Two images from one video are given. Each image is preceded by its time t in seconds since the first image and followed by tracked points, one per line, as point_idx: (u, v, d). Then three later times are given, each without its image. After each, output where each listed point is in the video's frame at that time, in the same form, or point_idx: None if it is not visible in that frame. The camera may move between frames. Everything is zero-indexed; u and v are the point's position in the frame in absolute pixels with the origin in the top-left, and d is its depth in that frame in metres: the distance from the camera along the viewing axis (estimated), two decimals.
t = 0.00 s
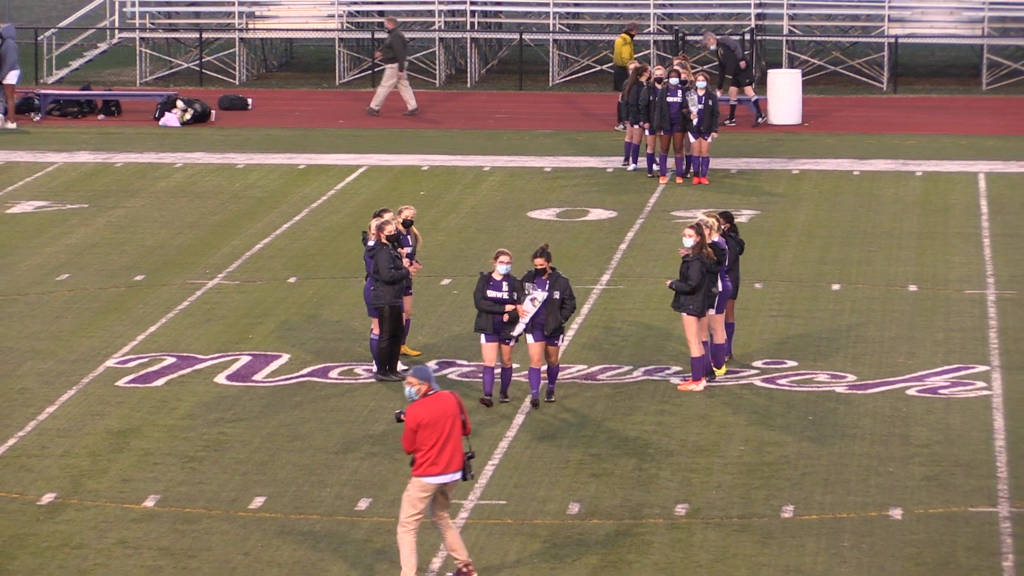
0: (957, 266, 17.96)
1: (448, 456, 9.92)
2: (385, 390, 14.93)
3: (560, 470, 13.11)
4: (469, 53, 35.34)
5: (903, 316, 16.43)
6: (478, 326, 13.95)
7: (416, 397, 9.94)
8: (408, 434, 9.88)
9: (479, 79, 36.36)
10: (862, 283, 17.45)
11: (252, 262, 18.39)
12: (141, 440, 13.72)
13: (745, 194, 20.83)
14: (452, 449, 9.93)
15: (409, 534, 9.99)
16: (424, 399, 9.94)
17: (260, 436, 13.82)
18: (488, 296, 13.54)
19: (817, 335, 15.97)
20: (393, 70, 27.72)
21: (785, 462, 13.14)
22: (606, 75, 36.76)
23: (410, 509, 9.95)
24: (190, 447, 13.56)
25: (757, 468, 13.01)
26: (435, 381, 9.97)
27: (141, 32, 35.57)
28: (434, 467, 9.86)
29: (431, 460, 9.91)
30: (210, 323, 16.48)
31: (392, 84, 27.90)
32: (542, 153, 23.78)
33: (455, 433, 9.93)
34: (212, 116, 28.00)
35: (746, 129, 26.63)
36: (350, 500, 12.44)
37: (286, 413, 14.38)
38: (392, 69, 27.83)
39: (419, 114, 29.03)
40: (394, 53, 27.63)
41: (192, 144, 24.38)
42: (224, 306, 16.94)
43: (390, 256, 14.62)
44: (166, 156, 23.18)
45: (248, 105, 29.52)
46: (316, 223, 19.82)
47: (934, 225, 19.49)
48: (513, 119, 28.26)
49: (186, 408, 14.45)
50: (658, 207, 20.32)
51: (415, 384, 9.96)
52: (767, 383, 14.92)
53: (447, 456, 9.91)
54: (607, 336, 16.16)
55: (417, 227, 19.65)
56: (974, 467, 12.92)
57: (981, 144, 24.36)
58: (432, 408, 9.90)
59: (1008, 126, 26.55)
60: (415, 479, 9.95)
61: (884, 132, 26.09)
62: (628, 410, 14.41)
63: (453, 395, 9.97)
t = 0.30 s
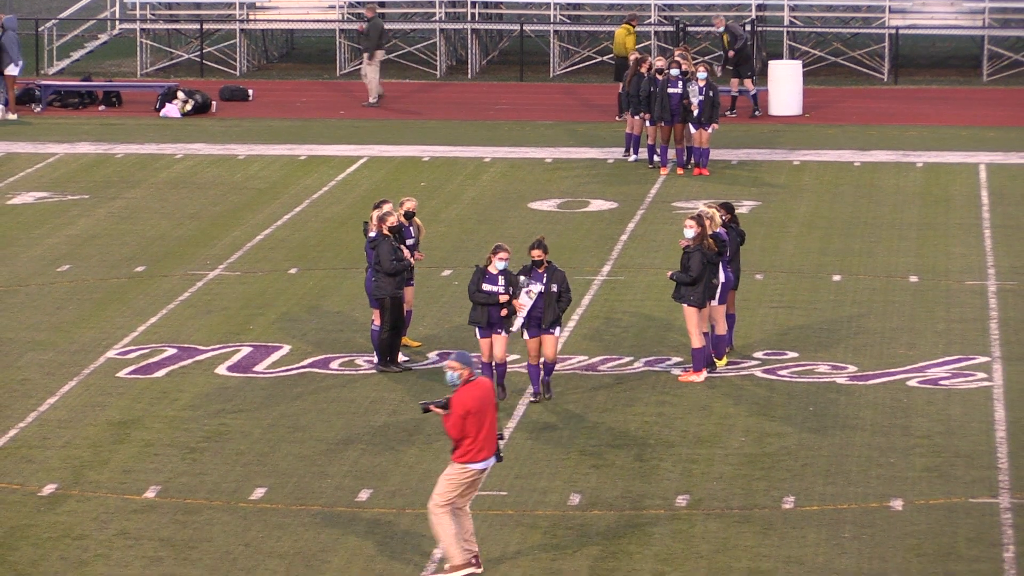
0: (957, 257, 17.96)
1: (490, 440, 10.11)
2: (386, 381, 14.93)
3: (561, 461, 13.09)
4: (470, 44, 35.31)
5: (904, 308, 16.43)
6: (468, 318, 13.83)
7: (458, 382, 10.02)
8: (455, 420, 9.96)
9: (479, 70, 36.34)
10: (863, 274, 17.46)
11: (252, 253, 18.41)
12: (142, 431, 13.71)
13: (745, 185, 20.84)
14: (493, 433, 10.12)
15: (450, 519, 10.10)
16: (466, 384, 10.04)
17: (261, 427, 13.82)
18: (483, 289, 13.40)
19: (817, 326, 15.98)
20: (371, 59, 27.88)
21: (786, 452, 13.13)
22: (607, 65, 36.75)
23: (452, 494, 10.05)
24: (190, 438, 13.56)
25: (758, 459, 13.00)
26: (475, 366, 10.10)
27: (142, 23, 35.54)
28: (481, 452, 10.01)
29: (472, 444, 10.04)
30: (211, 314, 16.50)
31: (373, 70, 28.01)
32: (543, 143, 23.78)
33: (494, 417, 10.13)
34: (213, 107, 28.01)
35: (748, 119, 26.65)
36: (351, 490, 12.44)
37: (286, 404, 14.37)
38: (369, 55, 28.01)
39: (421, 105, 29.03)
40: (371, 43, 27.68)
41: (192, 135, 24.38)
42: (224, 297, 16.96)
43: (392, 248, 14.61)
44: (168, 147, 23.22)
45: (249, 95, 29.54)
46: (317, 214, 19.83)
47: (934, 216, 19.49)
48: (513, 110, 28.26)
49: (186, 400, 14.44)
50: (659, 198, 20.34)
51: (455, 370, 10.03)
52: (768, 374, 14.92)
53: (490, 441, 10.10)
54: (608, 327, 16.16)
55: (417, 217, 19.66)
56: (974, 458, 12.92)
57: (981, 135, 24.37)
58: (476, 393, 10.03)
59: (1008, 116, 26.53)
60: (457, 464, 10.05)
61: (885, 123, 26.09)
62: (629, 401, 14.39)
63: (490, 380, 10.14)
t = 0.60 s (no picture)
0: (960, 248, 17.96)
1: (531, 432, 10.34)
2: (388, 372, 14.93)
3: (563, 452, 13.09)
4: (472, 35, 35.28)
5: (906, 299, 16.44)
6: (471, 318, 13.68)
7: (507, 372, 10.23)
8: (510, 408, 10.15)
9: (482, 62, 36.33)
10: (865, 265, 17.47)
11: (255, 244, 18.41)
12: (144, 422, 13.72)
13: (748, 176, 20.84)
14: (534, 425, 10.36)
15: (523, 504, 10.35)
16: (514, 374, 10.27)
17: (263, 419, 13.82)
18: (483, 291, 13.24)
19: (820, 318, 15.98)
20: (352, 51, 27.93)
21: (788, 444, 13.14)
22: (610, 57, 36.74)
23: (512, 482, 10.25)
24: (193, 429, 13.57)
25: (760, 451, 13.00)
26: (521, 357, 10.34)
27: (145, 14, 35.53)
28: (529, 441, 10.25)
29: (519, 434, 10.26)
30: (213, 305, 16.51)
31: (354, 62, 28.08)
32: (546, 135, 23.78)
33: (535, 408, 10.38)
34: (216, 98, 28.02)
35: (751, 110, 26.65)
36: (354, 482, 12.44)
37: (289, 396, 14.36)
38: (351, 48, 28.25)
39: (424, 97, 29.03)
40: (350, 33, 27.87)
41: (194, 127, 24.38)
42: (227, 288, 16.97)
43: (394, 239, 14.64)
44: (170, 138, 23.23)
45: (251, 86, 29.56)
46: (319, 205, 19.84)
47: (936, 207, 19.49)
48: (517, 101, 28.26)
49: (189, 391, 14.44)
50: (661, 189, 20.35)
51: (505, 360, 10.20)
52: (770, 365, 14.92)
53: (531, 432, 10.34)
54: (611, 319, 16.16)
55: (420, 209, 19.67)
56: (977, 449, 12.92)
57: (984, 126, 24.35)
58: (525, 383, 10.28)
59: (1009, 107, 26.53)
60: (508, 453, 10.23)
61: (887, 114, 26.07)
62: (632, 393, 14.39)
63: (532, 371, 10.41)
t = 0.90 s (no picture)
0: (961, 242, 17.96)
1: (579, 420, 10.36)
2: (389, 366, 14.92)
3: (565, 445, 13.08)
4: (473, 28, 35.27)
5: (908, 293, 16.44)
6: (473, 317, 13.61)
7: (566, 368, 10.09)
8: (575, 405, 10.10)
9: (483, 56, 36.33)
10: (867, 259, 17.47)
11: (256, 238, 18.42)
12: (145, 416, 13.71)
13: (749, 170, 20.83)
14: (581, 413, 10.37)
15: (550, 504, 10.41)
16: (566, 369, 10.13)
17: (264, 413, 13.82)
18: (484, 288, 13.17)
19: (821, 312, 15.98)
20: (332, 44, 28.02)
21: (789, 438, 13.14)
22: (611, 51, 36.73)
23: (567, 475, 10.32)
24: (195, 423, 13.57)
25: (761, 445, 13.00)
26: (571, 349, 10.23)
27: (146, 8, 35.52)
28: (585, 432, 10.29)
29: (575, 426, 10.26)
30: (214, 299, 16.51)
31: (328, 56, 28.17)
32: (547, 129, 23.77)
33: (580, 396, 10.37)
34: (217, 92, 28.03)
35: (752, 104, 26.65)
36: (355, 476, 12.44)
37: (290, 390, 14.36)
38: (331, 44, 28.49)
39: (425, 91, 29.03)
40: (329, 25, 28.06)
41: (195, 121, 24.37)
42: (228, 283, 16.97)
43: (396, 233, 14.60)
44: (171, 132, 23.22)
45: (252, 81, 29.57)
46: (321, 199, 19.84)
47: (938, 201, 19.49)
48: (518, 95, 28.26)
49: (190, 385, 14.44)
50: (662, 183, 20.35)
51: (565, 357, 10.07)
52: (771, 359, 14.92)
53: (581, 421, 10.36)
54: (612, 313, 16.17)
55: (421, 203, 19.67)
56: (978, 443, 12.92)
57: (985, 120, 24.34)
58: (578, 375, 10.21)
59: (1008, 101, 26.55)
60: (569, 447, 10.22)
61: (888, 108, 26.07)
62: (633, 387, 14.39)
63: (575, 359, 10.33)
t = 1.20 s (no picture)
0: (963, 236, 17.96)
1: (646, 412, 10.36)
2: (391, 361, 14.93)
3: (567, 439, 13.08)
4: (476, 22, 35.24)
5: (909, 288, 16.43)
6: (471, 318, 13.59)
7: (627, 359, 10.12)
8: (642, 396, 10.10)
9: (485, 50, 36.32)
10: (868, 254, 17.47)
11: (258, 233, 18.42)
12: (147, 411, 13.72)
13: (751, 165, 20.83)
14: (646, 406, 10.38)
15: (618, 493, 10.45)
16: (627, 361, 10.15)
17: (266, 407, 13.82)
18: (482, 288, 13.13)
19: (823, 306, 15.98)
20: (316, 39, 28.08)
21: (791, 432, 13.14)
22: (613, 45, 36.73)
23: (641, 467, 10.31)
24: (196, 418, 13.57)
25: (763, 439, 13.00)
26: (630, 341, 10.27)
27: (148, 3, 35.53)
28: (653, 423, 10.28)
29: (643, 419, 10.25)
30: (216, 294, 16.51)
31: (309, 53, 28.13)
32: (549, 123, 23.77)
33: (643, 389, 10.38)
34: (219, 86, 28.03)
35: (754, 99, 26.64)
36: (356, 470, 12.45)
37: (291, 384, 14.37)
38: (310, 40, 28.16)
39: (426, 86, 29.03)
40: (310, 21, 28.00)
41: (197, 115, 24.37)
42: (230, 277, 16.97)
43: (397, 228, 14.63)
44: (173, 127, 23.22)
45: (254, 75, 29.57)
46: (323, 194, 19.84)
47: (939, 196, 19.49)
48: (520, 89, 28.25)
49: (192, 379, 14.44)
50: (664, 178, 20.35)
51: (626, 347, 10.11)
52: (773, 354, 14.92)
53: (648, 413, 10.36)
54: (615, 307, 16.17)
55: (422, 198, 19.68)
56: (980, 437, 12.92)
57: (987, 114, 24.33)
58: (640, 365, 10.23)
59: (1009, 96, 26.55)
60: (639, 438, 10.21)
61: (890, 103, 26.06)
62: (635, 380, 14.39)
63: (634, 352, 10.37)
